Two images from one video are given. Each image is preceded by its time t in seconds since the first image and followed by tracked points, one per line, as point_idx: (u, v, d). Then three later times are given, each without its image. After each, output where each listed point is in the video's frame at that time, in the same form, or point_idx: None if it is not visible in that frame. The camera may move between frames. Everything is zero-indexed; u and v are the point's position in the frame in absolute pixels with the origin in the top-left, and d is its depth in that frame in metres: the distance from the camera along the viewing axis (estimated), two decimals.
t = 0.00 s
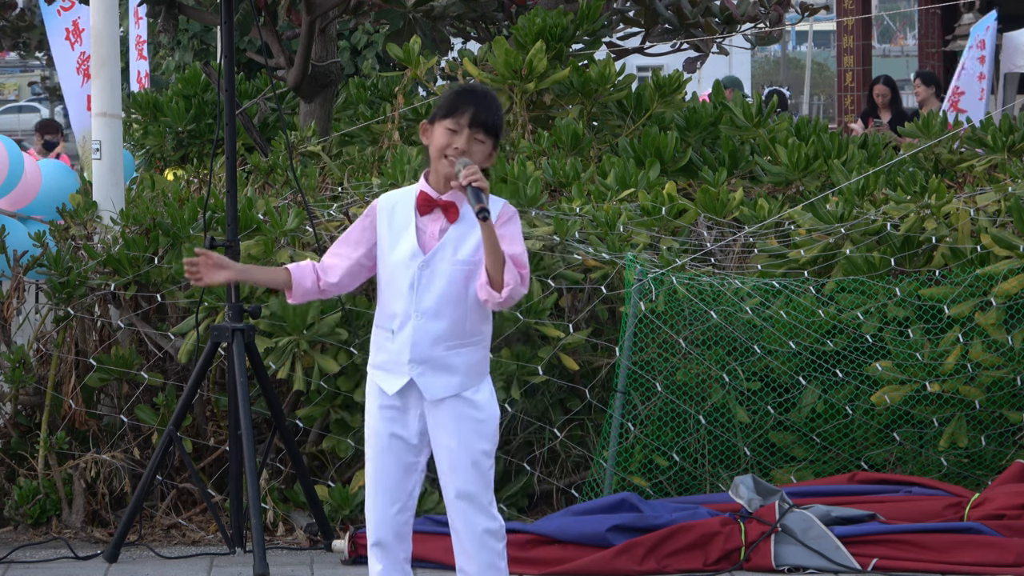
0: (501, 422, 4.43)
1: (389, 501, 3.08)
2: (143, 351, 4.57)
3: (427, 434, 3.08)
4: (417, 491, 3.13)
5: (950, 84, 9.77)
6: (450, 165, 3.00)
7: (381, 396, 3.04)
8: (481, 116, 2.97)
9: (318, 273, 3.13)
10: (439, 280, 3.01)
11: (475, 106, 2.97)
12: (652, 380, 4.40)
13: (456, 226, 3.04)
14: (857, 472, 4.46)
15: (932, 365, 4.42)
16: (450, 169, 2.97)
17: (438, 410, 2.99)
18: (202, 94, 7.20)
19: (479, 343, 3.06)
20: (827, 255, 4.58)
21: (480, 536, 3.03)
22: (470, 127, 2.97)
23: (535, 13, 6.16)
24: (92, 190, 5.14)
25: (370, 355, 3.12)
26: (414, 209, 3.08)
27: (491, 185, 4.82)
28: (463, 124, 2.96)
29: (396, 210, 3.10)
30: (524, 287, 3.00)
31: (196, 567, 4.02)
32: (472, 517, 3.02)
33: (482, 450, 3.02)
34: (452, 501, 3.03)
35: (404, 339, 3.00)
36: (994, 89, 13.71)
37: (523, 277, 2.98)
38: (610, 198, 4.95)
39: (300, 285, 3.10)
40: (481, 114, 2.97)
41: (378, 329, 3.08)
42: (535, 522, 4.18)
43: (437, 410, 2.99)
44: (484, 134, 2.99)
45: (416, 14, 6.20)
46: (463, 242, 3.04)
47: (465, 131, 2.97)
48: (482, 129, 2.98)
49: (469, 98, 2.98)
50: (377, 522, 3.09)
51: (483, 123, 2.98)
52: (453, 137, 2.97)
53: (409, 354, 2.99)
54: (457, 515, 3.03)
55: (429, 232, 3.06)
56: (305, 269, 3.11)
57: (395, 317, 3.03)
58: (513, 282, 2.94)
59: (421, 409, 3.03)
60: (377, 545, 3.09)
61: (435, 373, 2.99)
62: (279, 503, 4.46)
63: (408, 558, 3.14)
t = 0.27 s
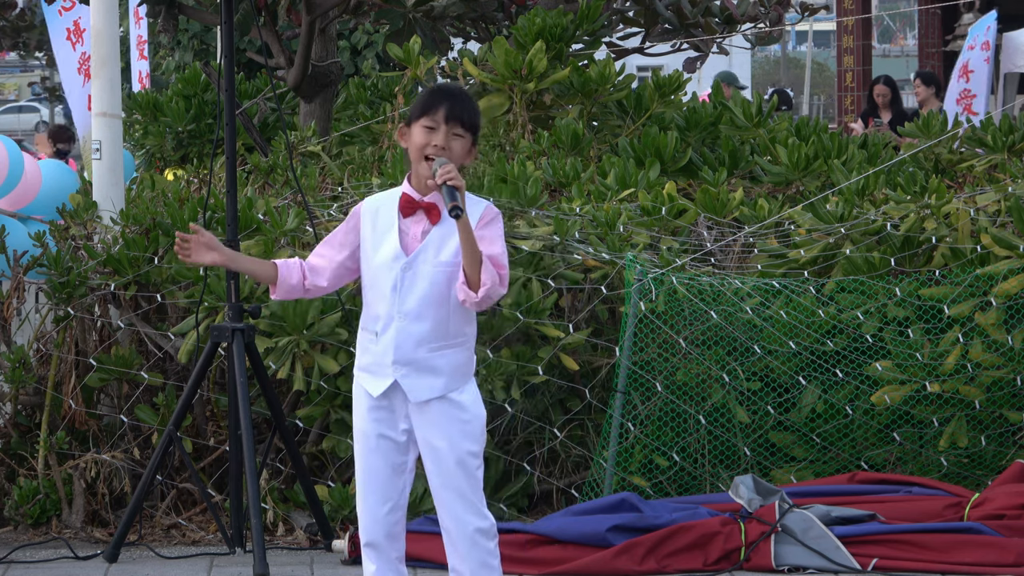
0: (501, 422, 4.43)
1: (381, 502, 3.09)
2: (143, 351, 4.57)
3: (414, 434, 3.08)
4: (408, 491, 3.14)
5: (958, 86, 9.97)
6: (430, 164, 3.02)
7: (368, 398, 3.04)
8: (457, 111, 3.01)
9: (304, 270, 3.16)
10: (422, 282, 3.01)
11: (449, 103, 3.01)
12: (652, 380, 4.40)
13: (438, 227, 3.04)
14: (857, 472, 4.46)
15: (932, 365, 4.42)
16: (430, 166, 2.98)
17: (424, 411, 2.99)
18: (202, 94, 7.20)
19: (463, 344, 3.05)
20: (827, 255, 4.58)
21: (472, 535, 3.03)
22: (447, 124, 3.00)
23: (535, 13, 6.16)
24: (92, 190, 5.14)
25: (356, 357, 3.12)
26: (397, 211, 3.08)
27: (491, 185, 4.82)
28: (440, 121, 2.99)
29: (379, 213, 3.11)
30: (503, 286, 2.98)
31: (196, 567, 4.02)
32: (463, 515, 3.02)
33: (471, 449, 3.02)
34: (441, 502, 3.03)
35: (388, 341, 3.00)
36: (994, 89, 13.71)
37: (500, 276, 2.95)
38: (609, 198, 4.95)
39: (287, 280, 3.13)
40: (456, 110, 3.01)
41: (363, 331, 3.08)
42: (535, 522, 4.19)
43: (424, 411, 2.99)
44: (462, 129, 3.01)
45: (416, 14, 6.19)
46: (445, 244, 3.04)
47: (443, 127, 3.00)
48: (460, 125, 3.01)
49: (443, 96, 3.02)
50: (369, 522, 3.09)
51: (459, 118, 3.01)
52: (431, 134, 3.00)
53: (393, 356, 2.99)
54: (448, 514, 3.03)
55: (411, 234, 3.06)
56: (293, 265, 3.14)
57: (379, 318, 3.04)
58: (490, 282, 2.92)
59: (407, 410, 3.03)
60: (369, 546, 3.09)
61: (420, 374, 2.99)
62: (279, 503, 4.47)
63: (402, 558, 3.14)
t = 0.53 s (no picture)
0: (501, 422, 4.43)
1: (375, 502, 3.09)
2: (143, 351, 4.57)
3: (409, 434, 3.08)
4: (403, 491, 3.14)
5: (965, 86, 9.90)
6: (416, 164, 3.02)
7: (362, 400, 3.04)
8: (441, 110, 3.02)
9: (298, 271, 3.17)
10: (412, 282, 3.01)
11: (432, 102, 3.02)
12: (652, 380, 4.40)
13: (426, 227, 3.03)
14: (857, 472, 4.46)
15: (932, 365, 4.42)
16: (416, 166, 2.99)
17: (418, 412, 2.99)
18: (202, 94, 7.20)
19: (455, 343, 3.05)
20: (827, 255, 4.58)
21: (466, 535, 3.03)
22: (431, 123, 3.01)
23: (535, 13, 6.16)
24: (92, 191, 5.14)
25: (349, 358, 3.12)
26: (386, 213, 3.08)
27: (491, 185, 4.82)
28: (424, 121, 3.00)
29: (369, 215, 3.11)
30: (491, 284, 2.97)
31: (197, 567, 4.02)
32: (458, 515, 3.02)
33: (465, 449, 3.02)
34: (436, 502, 3.03)
35: (380, 342, 3.00)
36: (993, 89, 13.71)
37: (488, 275, 2.95)
38: (609, 198, 4.95)
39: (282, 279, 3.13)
40: (439, 109, 3.02)
41: (356, 332, 3.08)
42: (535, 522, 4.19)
43: (417, 411, 2.99)
44: (446, 128, 3.02)
45: (416, 14, 6.19)
46: (434, 243, 3.03)
47: (427, 127, 3.01)
48: (443, 124, 3.02)
49: (426, 96, 3.03)
50: (364, 522, 3.10)
51: (443, 117, 3.02)
52: (416, 134, 3.01)
53: (386, 357, 2.99)
54: (442, 514, 3.03)
55: (400, 234, 3.06)
56: (287, 266, 3.15)
57: (370, 320, 3.03)
58: (478, 280, 2.92)
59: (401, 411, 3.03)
60: (365, 546, 3.10)
61: (412, 375, 2.99)
62: (279, 503, 4.47)
63: (397, 558, 3.15)
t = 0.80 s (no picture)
0: (501, 422, 4.43)
1: (376, 503, 3.09)
2: (143, 351, 4.57)
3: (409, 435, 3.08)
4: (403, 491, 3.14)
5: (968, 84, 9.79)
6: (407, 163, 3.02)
7: (363, 401, 3.04)
8: (429, 108, 3.02)
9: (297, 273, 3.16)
10: (410, 282, 3.01)
11: (420, 102, 3.02)
12: (652, 380, 4.40)
13: (421, 227, 3.03)
14: (857, 472, 4.46)
15: (932, 365, 4.42)
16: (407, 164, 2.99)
17: (418, 412, 2.99)
18: (202, 94, 7.20)
19: (455, 343, 3.05)
20: (827, 255, 4.58)
21: (466, 535, 3.03)
22: (420, 121, 3.01)
23: (535, 13, 6.16)
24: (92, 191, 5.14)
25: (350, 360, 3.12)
26: (381, 214, 3.08)
27: (491, 185, 4.82)
28: (413, 119, 3.01)
29: (365, 216, 3.11)
30: (485, 283, 2.97)
31: (197, 567, 4.02)
32: (458, 515, 3.02)
33: (465, 449, 3.02)
34: (436, 502, 3.04)
35: (379, 343, 3.00)
36: (994, 89, 13.71)
37: (483, 273, 2.95)
38: (609, 198, 4.95)
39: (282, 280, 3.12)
40: (427, 107, 3.02)
41: (355, 334, 3.08)
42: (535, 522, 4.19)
43: (417, 412, 2.99)
44: (436, 125, 3.02)
45: (416, 14, 6.19)
46: (429, 243, 3.03)
47: (417, 125, 3.01)
48: (433, 121, 3.02)
49: (414, 95, 3.04)
50: (364, 523, 3.10)
51: (432, 115, 3.02)
52: (407, 134, 3.01)
53: (385, 358, 2.99)
54: (442, 514, 3.03)
55: (396, 235, 3.06)
56: (289, 269, 3.14)
57: (369, 321, 3.04)
58: (472, 279, 2.91)
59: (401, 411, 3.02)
60: (365, 547, 3.10)
61: (412, 375, 2.99)
62: (279, 503, 4.47)
63: (398, 559, 3.15)
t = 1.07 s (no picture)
0: (501, 422, 4.44)
1: (380, 504, 3.08)
2: (143, 351, 4.57)
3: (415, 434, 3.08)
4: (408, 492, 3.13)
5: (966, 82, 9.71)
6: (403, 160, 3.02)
7: (370, 401, 3.04)
8: (419, 104, 3.03)
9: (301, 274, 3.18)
10: (413, 280, 3.01)
11: (409, 98, 3.03)
12: (652, 380, 4.40)
13: (420, 225, 3.03)
14: (857, 472, 4.46)
15: (932, 365, 4.42)
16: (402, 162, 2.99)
17: (424, 410, 2.99)
18: (202, 94, 7.20)
19: (461, 340, 3.05)
20: (827, 255, 4.58)
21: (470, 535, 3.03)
22: (411, 118, 3.01)
23: (535, 13, 6.16)
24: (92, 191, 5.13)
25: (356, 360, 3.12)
26: (381, 214, 3.08)
27: (491, 185, 4.82)
28: (404, 116, 3.01)
29: (366, 217, 3.12)
30: (485, 277, 2.97)
31: (197, 567, 4.02)
32: (462, 515, 3.02)
33: (470, 447, 3.02)
34: (440, 502, 3.03)
35: (385, 342, 3.00)
36: (994, 89, 13.70)
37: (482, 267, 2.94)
38: (609, 198, 4.95)
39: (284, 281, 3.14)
40: (416, 102, 3.02)
41: (361, 334, 3.09)
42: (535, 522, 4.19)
43: (423, 410, 2.99)
44: (427, 120, 3.03)
45: (416, 14, 6.19)
46: (429, 240, 3.03)
47: (409, 122, 3.02)
48: (424, 116, 3.03)
49: (403, 93, 3.04)
50: (368, 524, 3.09)
51: (422, 110, 3.03)
52: (399, 131, 3.02)
53: (391, 357, 2.99)
54: (447, 514, 3.03)
55: (397, 234, 3.06)
56: (291, 270, 3.16)
57: (374, 321, 3.04)
58: (472, 274, 2.91)
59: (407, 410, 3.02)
60: (369, 547, 3.09)
61: (418, 373, 2.99)
62: (279, 503, 4.47)
63: (401, 560, 3.13)
